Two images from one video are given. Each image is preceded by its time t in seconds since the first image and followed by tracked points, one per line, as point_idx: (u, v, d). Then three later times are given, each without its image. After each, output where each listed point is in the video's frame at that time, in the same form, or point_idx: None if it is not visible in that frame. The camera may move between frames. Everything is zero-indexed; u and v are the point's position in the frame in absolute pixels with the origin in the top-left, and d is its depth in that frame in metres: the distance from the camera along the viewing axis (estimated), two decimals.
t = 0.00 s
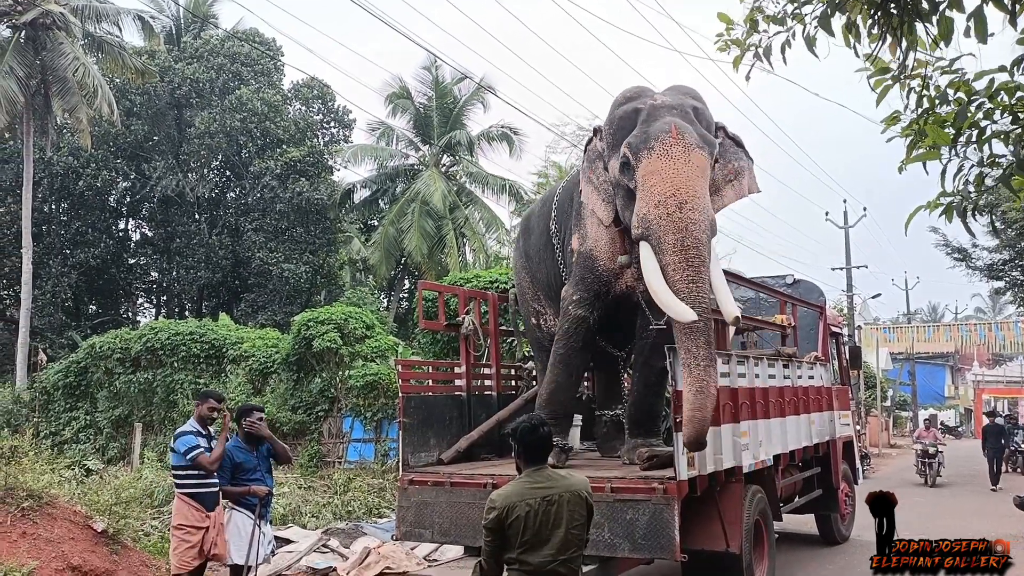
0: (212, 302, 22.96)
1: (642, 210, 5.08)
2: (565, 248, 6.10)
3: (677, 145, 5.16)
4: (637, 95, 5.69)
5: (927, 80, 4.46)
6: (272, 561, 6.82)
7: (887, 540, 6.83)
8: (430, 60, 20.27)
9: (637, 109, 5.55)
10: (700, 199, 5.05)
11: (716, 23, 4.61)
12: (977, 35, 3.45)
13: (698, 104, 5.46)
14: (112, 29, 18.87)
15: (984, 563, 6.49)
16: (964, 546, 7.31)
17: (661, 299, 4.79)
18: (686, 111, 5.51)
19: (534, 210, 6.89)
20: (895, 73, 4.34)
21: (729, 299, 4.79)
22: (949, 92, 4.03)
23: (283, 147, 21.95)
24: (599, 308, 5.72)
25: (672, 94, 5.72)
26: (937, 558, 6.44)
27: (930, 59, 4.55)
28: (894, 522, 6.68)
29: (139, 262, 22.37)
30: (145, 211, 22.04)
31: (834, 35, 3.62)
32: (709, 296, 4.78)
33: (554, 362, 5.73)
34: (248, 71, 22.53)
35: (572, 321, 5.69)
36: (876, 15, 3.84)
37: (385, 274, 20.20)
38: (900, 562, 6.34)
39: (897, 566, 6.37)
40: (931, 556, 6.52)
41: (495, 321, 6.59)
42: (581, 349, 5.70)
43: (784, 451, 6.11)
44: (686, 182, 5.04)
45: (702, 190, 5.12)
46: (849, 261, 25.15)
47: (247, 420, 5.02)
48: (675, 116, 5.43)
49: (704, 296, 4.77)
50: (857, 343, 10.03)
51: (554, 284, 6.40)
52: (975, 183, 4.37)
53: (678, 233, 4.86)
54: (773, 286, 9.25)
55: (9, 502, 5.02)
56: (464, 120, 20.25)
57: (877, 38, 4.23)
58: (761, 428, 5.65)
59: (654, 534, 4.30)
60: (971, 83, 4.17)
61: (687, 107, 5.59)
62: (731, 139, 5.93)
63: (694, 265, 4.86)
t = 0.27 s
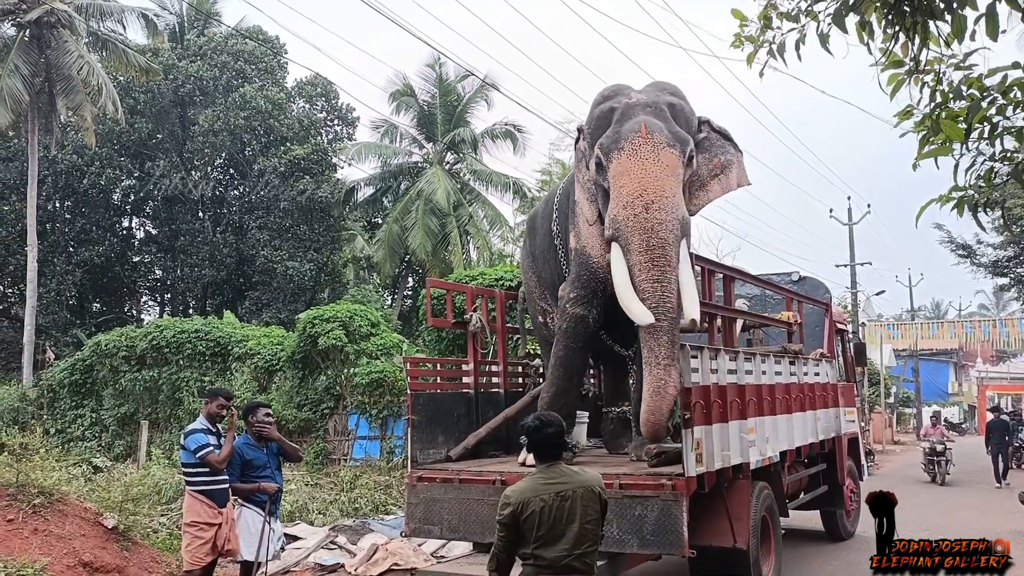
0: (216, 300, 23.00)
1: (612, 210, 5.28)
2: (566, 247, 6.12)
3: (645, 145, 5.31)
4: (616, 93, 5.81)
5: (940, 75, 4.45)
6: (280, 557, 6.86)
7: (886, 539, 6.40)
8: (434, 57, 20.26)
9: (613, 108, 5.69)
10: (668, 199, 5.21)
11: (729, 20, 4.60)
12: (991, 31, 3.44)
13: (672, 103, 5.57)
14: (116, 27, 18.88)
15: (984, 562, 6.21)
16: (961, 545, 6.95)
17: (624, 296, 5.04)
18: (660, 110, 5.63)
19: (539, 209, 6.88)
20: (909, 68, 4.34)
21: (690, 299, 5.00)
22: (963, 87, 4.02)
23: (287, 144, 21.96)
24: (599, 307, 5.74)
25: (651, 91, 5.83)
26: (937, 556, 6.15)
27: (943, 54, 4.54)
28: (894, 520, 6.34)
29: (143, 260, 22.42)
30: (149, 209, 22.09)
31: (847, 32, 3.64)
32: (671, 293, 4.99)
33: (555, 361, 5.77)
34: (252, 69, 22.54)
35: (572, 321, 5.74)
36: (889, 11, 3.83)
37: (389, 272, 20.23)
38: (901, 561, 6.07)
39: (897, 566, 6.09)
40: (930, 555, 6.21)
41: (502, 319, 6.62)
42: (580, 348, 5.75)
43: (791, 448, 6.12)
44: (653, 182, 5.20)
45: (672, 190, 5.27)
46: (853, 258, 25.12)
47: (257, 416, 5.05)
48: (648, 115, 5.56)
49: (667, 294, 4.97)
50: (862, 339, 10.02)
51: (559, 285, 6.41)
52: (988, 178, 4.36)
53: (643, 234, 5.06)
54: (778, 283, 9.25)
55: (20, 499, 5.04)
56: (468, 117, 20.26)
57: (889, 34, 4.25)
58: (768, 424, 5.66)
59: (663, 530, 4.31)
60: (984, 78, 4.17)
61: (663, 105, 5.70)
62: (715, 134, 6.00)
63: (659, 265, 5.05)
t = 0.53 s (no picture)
0: (218, 294, 23.02)
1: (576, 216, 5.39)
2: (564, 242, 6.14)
3: (609, 151, 5.37)
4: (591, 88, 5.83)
5: (949, 67, 4.46)
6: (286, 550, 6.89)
7: (887, 542, 6.26)
8: (435, 51, 20.24)
9: (586, 107, 5.74)
10: (632, 207, 5.29)
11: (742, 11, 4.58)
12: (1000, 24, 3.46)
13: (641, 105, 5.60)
14: (117, 21, 18.86)
15: (984, 562, 6.20)
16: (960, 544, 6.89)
17: (580, 302, 5.23)
18: (630, 112, 5.67)
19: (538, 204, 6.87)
20: (919, 61, 4.35)
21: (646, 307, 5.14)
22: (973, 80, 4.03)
23: (288, 139, 21.96)
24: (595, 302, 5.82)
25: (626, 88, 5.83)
26: (936, 556, 6.14)
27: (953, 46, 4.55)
28: (895, 522, 6.26)
29: (145, 254, 22.45)
30: (150, 204, 22.11)
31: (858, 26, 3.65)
32: (628, 302, 5.13)
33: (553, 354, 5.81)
34: (253, 63, 22.53)
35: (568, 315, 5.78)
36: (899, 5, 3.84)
37: (391, 266, 20.26)
38: (901, 561, 6.05)
39: (897, 566, 6.06)
40: (930, 555, 6.22)
41: (507, 313, 6.64)
42: (576, 342, 5.78)
43: (794, 440, 6.16)
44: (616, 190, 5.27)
45: (635, 198, 5.35)
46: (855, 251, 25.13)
47: (263, 409, 5.09)
48: (617, 117, 5.61)
49: (623, 303, 5.11)
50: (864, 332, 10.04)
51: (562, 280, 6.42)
52: (997, 170, 4.38)
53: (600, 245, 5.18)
54: (781, 277, 9.26)
55: (29, 492, 5.08)
56: (470, 111, 20.25)
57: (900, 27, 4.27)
58: (771, 416, 5.70)
59: (669, 521, 4.35)
60: (994, 70, 4.18)
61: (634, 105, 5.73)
62: (694, 129, 6.03)
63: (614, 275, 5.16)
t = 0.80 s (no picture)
0: (219, 292, 23.03)
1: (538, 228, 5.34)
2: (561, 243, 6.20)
3: (571, 162, 5.33)
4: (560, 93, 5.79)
5: (955, 69, 4.49)
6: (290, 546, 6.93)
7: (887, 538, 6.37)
8: (435, 48, 20.25)
9: (553, 113, 5.70)
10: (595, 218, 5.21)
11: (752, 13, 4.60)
12: (1007, 26, 3.48)
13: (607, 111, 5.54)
14: (118, 19, 18.85)
15: (984, 562, 6.27)
16: (961, 544, 6.97)
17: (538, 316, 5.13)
18: (596, 119, 5.62)
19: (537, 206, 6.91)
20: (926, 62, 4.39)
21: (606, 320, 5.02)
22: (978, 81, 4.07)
23: (289, 136, 21.94)
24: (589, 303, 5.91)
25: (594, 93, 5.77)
26: (936, 557, 6.22)
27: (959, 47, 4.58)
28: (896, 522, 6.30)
29: (146, 251, 22.46)
30: (151, 201, 22.12)
31: (866, 27, 3.68)
32: (587, 316, 5.01)
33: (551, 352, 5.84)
34: (254, 60, 22.52)
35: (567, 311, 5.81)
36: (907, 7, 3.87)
37: (392, 263, 20.28)
38: (901, 561, 6.10)
39: (897, 566, 6.12)
40: (930, 555, 6.28)
41: (510, 310, 6.65)
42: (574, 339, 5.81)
43: (796, 436, 6.19)
44: (579, 202, 5.20)
45: (597, 209, 5.24)
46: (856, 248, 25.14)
47: (270, 406, 5.12)
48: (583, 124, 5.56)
49: (581, 318, 4.97)
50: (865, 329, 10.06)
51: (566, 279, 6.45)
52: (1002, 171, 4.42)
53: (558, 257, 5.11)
54: (782, 274, 9.29)
55: (35, 488, 5.10)
56: (471, 108, 20.25)
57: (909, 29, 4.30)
58: (773, 412, 5.72)
59: (672, 517, 4.36)
60: (1000, 71, 4.22)
61: (601, 112, 5.68)
62: (670, 130, 6.00)
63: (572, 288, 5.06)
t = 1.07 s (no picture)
0: (218, 290, 23.04)
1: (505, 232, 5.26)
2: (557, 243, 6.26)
3: (539, 166, 5.21)
4: (537, 93, 5.68)
5: (960, 72, 4.52)
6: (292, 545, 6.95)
7: (887, 539, 6.54)
8: (435, 47, 20.27)
9: (526, 114, 5.58)
10: (561, 223, 5.09)
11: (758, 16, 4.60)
12: (1013, 29, 3.51)
13: (578, 113, 5.39)
14: (118, 17, 18.85)
15: (984, 563, 6.33)
16: (960, 544, 7.04)
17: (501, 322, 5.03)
18: (567, 122, 5.47)
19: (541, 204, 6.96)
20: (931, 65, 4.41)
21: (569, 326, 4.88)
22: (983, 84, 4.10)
23: (289, 135, 21.94)
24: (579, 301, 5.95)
25: (569, 94, 5.63)
26: (936, 557, 6.27)
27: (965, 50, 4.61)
28: (896, 524, 6.41)
29: (145, 250, 22.47)
30: (151, 200, 22.12)
31: (873, 30, 3.71)
32: (550, 321, 4.86)
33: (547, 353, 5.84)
34: (254, 59, 22.54)
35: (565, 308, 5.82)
36: (913, 10, 3.90)
37: (392, 262, 20.31)
38: (900, 562, 6.15)
39: (897, 566, 6.18)
40: (930, 555, 6.35)
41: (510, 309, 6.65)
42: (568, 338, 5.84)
43: (797, 434, 6.21)
44: (544, 207, 5.09)
45: (563, 214, 5.12)
46: (855, 247, 25.16)
47: (271, 403, 5.14)
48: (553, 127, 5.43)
49: (545, 323, 4.82)
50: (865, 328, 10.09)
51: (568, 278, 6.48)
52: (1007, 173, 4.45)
53: (520, 263, 4.99)
54: (783, 273, 9.31)
55: (39, 486, 5.11)
56: (470, 107, 20.27)
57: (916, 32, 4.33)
58: (775, 410, 5.74)
59: (675, 513, 4.38)
60: (1005, 74, 4.24)
61: (573, 114, 5.51)
62: (644, 129, 5.85)
63: (533, 294, 4.90)
